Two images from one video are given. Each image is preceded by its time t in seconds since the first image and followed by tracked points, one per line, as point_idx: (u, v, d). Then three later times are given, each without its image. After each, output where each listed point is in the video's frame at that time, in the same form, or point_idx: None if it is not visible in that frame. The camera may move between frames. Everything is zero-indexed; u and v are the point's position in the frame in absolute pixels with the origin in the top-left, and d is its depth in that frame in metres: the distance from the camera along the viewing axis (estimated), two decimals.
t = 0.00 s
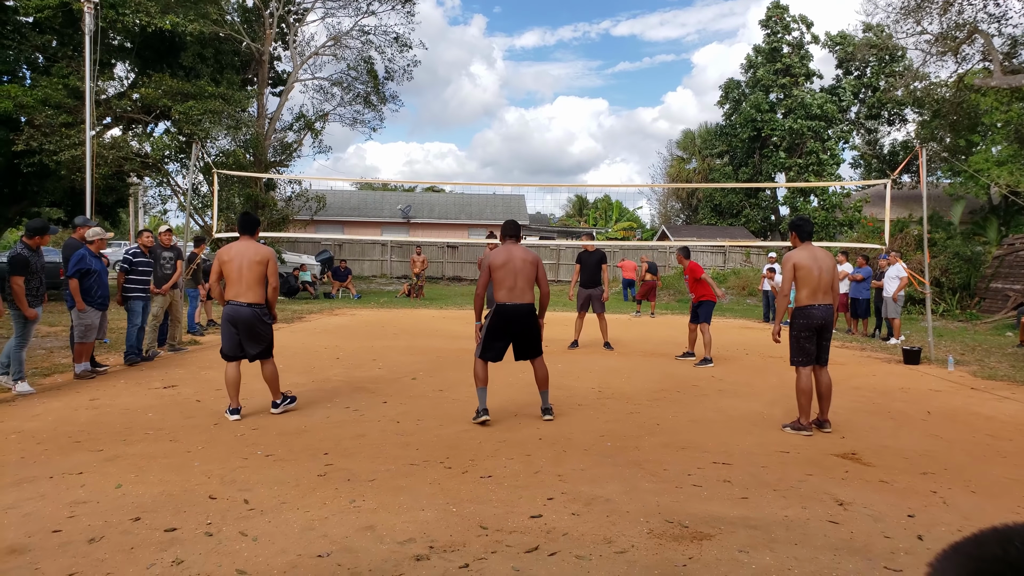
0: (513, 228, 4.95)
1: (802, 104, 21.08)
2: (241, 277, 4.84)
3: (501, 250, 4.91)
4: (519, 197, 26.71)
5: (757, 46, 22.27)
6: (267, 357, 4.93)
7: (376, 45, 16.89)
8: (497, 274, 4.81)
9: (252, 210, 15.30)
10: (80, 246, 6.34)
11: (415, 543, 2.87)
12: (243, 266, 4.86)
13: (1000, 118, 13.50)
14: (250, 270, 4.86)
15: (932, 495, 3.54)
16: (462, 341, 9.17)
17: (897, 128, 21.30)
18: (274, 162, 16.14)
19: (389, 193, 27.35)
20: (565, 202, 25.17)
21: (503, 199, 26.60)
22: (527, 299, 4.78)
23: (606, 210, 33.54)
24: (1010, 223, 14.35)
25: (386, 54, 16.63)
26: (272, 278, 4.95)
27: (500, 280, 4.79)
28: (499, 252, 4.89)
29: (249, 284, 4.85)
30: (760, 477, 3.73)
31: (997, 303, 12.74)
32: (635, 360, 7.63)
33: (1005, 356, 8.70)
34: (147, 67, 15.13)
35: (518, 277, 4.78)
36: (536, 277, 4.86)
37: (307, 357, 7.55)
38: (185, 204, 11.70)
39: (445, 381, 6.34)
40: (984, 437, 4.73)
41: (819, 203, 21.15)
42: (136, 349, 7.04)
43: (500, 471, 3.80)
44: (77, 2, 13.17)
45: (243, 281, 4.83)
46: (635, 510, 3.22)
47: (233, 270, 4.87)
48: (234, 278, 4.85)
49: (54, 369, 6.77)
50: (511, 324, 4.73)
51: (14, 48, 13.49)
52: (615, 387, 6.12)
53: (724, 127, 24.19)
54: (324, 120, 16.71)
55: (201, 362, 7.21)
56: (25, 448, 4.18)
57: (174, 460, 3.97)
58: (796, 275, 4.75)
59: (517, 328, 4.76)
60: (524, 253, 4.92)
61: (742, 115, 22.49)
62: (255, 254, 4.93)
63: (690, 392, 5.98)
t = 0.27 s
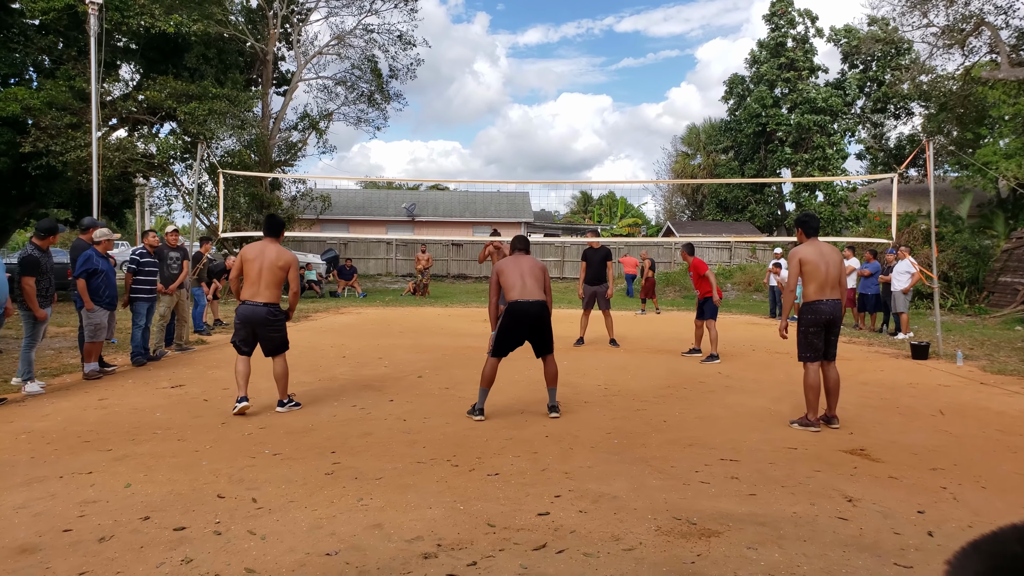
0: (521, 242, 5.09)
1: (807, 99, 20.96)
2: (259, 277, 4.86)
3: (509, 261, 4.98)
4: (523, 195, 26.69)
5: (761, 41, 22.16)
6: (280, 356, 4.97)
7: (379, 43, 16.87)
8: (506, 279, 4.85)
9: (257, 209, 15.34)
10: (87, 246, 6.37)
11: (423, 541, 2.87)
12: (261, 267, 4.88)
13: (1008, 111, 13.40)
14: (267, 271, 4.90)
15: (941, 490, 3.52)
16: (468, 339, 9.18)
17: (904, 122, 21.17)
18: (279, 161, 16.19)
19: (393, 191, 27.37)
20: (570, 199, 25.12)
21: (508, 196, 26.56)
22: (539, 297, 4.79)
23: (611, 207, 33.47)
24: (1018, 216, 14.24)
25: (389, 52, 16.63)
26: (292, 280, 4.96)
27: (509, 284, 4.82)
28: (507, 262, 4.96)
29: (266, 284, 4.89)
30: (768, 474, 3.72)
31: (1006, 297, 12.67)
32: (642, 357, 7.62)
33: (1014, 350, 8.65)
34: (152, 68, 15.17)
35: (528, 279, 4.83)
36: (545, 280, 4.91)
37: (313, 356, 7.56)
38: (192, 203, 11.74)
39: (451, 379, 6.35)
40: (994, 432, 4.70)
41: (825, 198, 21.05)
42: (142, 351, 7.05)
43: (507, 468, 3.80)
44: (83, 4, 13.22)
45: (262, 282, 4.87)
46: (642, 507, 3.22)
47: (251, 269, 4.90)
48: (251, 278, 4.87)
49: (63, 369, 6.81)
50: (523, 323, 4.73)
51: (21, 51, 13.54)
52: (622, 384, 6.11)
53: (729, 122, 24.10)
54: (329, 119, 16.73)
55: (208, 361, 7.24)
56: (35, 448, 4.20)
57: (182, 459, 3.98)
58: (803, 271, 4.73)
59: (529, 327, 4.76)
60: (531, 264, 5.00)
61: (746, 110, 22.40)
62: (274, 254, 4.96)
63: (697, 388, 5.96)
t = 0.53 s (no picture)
0: (522, 250, 5.11)
1: (814, 96, 20.86)
2: (269, 277, 4.92)
3: (512, 265, 4.99)
4: (529, 194, 26.66)
5: (767, 38, 22.08)
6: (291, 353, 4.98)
7: (385, 43, 16.87)
8: (510, 281, 4.87)
9: (264, 210, 15.38)
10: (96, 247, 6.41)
11: (431, 540, 2.87)
12: (271, 267, 4.93)
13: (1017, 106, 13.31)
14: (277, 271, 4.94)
15: (952, 488, 3.50)
16: (475, 337, 9.18)
17: (911, 118, 21.04)
18: (286, 161, 16.26)
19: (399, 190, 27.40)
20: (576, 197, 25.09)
21: (514, 195, 26.54)
22: (543, 296, 4.79)
23: (617, 205, 33.42)
24: None
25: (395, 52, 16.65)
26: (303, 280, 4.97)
27: (513, 286, 4.84)
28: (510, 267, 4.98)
29: (275, 283, 4.93)
30: (777, 472, 3.70)
31: (1015, 294, 12.59)
32: (649, 355, 7.60)
33: None
34: (159, 69, 15.22)
35: (531, 279, 4.85)
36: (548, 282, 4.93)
37: (321, 355, 7.58)
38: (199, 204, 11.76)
39: (459, 377, 6.35)
40: (1004, 429, 4.66)
41: (832, 195, 20.97)
42: (150, 351, 7.08)
43: (514, 467, 3.79)
44: (90, 6, 13.28)
45: (272, 283, 4.91)
46: (651, 505, 3.21)
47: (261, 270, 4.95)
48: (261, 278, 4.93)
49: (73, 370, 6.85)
50: (528, 322, 4.73)
51: (29, 53, 13.62)
52: (629, 382, 6.10)
53: (735, 120, 24.02)
54: (335, 119, 16.76)
55: (216, 361, 7.28)
56: (45, 449, 4.23)
57: (191, 459, 4.00)
58: (812, 268, 4.70)
59: (535, 326, 4.76)
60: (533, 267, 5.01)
61: (753, 107, 22.32)
62: (286, 254, 5.00)
63: (705, 386, 5.95)
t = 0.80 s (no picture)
0: (523, 253, 5.15)
1: (817, 96, 20.84)
2: (260, 280, 4.95)
3: (515, 268, 5.02)
4: (531, 194, 26.66)
5: (770, 39, 22.07)
6: (289, 353, 4.99)
7: (387, 44, 16.87)
8: (512, 283, 4.89)
9: (267, 211, 15.39)
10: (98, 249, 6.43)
11: (435, 540, 2.89)
12: (262, 271, 4.97)
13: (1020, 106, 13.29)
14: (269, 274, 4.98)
15: (955, 488, 3.51)
16: (479, 338, 9.20)
17: (914, 119, 21.02)
18: (289, 162, 16.30)
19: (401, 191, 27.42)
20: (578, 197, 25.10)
21: (516, 195, 26.54)
22: (545, 297, 4.80)
23: (620, 205, 33.42)
24: None
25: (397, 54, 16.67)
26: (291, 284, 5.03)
27: (514, 287, 4.86)
28: (512, 270, 5.02)
29: (268, 286, 4.96)
30: (780, 472, 3.71)
31: (1018, 294, 12.58)
32: (652, 355, 7.61)
33: None
34: (161, 71, 15.24)
35: (533, 282, 4.87)
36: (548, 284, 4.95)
37: (324, 356, 7.60)
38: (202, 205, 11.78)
39: (462, 378, 6.36)
40: (1007, 429, 4.67)
41: (834, 196, 20.95)
42: (154, 352, 7.09)
43: (518, 467, 3.80)
44: (93, 8, 13.31)
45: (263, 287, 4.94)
46: (654, 506, 3.22)
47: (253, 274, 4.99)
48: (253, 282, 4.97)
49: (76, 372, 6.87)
50: (528, 323, 4.74)
51: (31, 55, 13.65)
52: (632, 383, 6.11)
53: (738, 120, 24.02)
54: (338, 120, 16.78)
55: (220, 362, 7.30)
56: (49, 450, 4.24)
57: (195, 460, 4.01)
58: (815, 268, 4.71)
59: (535, 328, 4.77)
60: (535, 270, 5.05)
61: (755, 108, 22.32)
62: (278, 259, 5.05)
63: (708, 387, 5.95)
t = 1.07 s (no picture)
0: (524, 253, 5.17)
1: (819, 93, 20.79)
2: (258, 282, 4.98)
3: (516, 267, 5.04)
4: (533, 193, 26.65)
5: (771, 35, 22.03)
6: (286, 352, 5.01)
7: (388, 44, 16.86)
8: (512, 282, 4.91)
9: (269, 211, 15.39)
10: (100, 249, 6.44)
11: (438, 539, 2.89)
12: (259, 272, 5.00)
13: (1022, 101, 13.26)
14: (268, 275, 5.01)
15: (958, 484, 3.50)
16: (481, 336, 9.20)
17: (915, 114, 20.97)
18: (290, 162, 16.32)
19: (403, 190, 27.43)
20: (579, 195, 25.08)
21: (517, 194, 26.52)
22: (546, 295, 4.81)
23: (621, 203, 33.41)
24: None
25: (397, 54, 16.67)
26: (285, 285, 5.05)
27: (515, 286, 4.87)
28: (512, 269, 5.03)
29: (266, 288, 4.98)
30: (783, 469, 3.71)
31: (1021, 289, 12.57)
32: (654, 353, 7.61)
33: None
34: (161, 71, 15.25)
35: (533, 280, 4.88)
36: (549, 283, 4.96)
37: (327, 355, 7.61)
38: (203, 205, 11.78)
39: (464, 377, 6.37)
40: (1011, 425, 4.66)
41: (836, 192, 20.93)
42: (156, 353, 7.11)
43: (521, 466, 3.81)
44: (93, 9, 13.31)
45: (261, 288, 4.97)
46: (657, 503, 3.22)
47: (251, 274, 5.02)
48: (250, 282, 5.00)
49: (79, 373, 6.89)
50: (526, 322, 4.74)
51: (31, 57, 13.64)
52: (634, 381, 6.11)
53: (739, 117, 23.98)
54: (339, 120, 16.79)
55: (223, 363, 7.32)
56: (53, 451, 4.25)
57: (198, 461, 4.02)
58: (819, 264, 4.67)
59: (533, 326, 4.76)
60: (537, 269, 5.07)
61: (757, 105, 22.29)
62: (274, 262, 5.08)
63: (710, 384, 5.95)
